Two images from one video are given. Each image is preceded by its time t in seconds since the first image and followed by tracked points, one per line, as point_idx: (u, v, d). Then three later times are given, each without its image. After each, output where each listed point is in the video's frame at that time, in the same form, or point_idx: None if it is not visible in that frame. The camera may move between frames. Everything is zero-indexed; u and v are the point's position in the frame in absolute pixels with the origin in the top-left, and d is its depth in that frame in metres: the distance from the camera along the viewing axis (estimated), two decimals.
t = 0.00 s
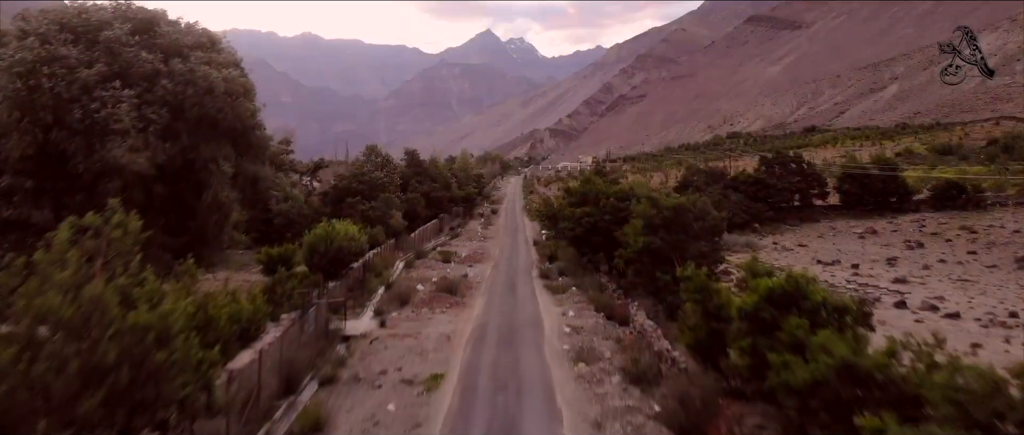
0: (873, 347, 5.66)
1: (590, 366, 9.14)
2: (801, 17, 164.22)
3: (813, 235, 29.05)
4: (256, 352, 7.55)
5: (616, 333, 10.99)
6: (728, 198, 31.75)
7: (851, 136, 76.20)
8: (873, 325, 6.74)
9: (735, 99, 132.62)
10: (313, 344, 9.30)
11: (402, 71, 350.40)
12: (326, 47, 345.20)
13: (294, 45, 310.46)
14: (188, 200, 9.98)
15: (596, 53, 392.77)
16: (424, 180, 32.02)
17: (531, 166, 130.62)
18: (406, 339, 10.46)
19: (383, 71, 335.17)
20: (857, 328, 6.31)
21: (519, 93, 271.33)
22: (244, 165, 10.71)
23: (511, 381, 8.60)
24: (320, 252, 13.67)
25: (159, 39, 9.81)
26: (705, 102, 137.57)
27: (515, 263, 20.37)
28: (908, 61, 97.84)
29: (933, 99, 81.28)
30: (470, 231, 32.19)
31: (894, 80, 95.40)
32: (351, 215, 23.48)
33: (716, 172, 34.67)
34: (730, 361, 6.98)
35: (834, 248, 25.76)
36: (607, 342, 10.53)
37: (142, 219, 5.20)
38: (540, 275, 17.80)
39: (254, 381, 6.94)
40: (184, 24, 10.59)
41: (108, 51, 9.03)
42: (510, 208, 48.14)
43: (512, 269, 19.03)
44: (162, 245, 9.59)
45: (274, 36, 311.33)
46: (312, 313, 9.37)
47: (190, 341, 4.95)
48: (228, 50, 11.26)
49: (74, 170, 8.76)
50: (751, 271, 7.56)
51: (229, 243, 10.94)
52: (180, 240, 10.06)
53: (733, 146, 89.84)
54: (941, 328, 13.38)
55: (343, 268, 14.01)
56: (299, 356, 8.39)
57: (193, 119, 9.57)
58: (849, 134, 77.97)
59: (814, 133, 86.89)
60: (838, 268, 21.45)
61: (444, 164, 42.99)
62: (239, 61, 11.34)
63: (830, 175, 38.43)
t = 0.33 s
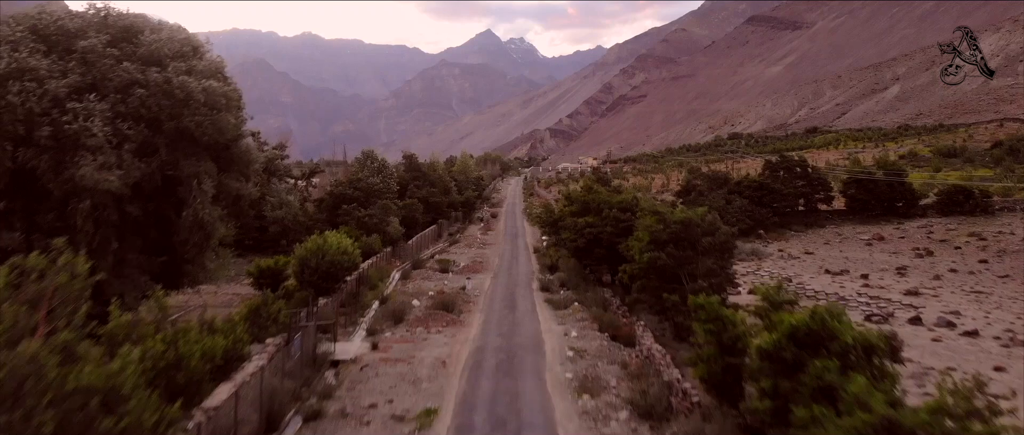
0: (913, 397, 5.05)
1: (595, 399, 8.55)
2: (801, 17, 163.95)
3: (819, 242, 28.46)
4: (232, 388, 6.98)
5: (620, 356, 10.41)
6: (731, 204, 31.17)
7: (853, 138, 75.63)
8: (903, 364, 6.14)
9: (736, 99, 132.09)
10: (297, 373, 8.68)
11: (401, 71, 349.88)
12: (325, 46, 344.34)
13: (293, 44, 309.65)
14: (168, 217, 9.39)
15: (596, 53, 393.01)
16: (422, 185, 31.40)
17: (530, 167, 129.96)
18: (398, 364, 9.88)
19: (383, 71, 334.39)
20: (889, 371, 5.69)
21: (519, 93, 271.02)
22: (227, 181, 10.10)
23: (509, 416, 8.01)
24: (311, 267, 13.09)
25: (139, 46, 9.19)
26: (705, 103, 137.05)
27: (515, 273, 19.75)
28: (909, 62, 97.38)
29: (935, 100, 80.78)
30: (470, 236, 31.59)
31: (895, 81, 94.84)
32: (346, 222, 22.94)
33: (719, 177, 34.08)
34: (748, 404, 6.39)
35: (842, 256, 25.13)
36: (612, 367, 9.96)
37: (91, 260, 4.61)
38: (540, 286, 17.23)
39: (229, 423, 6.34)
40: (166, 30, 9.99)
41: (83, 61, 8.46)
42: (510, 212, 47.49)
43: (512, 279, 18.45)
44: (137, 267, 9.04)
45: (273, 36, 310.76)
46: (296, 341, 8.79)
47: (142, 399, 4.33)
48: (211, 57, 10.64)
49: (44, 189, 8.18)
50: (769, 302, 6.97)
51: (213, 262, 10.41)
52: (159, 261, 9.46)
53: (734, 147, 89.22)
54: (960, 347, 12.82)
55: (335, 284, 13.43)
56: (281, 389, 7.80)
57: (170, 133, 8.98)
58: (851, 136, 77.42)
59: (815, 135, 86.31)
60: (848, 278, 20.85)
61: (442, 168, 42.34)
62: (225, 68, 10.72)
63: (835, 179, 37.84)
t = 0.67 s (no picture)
0: None
1: None
2: (801, 16, 163.67)
3: (826, 249, 27.83)
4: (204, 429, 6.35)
5: (627, 383, 9.82)
6: (736, 209, 30.52)
7: (856, 139, 75.01)
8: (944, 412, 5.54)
9: (736, 99, 131.67)
10: (280, 407, 8.10)
11: (401, 71, 349.26)
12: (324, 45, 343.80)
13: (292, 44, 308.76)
14: (142, 235, 8.73)
15: (596, 52, 393.35)
16: (420, 190, 30.73)
17: (530, 168, 129.31)
18: (390, 394, 9.25)
19: (383, 70, 333.72)
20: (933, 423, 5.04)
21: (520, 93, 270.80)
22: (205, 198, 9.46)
23: None
24: (300, 282, 12.46)
25: (110, 53, 8.43)
26: (706, 103, 136.62)
27: (514, 283, 19.11)
28: (911, 62, 97.05)
29: (937, 101, 80.16)
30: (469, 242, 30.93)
31: (897, 82, 94.17)
32: (341, 229, 22.31)
33: (723, 181, 33.45)
34: None
35: (851, 265, 24.46)
36: (618, 395, 9.32)
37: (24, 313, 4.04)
38: (539, 298, 16.60)
39: None
40: (141, 35, 9.29)
41: (48, 71, 7.74)
42: (510, 215, 46.78)
43: (512, 291, 17.81)
44: (107, 293, 8.41)
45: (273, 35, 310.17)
46: (279, 372, 8.20)
47: None
48: (188, 66, 9.95)
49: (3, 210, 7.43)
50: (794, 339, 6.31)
51: (191, 283, 9.77)
52: (132, 284, 8.83)
53: (736, 148, 88.60)
54: (982, 369, 12.22)
55: (326, 300, 12.79)
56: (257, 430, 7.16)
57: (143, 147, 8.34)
58: (853, 137, 76.95)
59: (817, 136, 85.64)
60: (859, 289, 20.19)
61: (441, 171, 41.61)
62: (204, 77, 10.09)
63: (841, 183, 37.19)
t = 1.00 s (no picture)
0: None
1: None
2: (802, 16, 163.36)
3: (834, 257, 27.15)
4: None
5: (634, 415, 9.18)
6: (741, 215, 29.83)
7: (858, 141, 74.37)
8: None
9: (738, 99, 131.08)
10: None
11: (402, 71, 348.79)
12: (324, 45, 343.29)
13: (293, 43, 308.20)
14: (111, 257, 8.05)
15: (596, 53, 393.41)
16: (418, 195, 30.05)
17: (530, 168, 128.56)
18: (379, 428, 8.60)
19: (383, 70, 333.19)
20: None
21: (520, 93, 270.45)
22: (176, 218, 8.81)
23: None
24: (286, 302, 11.83)
25: (69, 62, 7.71)
26: (707, 104, 136.04)
27: (514, 295, 18.39)
28: (913, 63, 96.53)
29: (940, 102, 79.52)
30: (468, 248, 30.21)
31: (900, 83, 93.51)
32: (336, 238, 21.67)
33: (728, 185, 32.70)
34: None
35: (860, 274, 23.80)
36: (626, 430, 8.66)
37: None
38: (540, 313, 15.91)
39: None
40: (106, 42, 8.57)
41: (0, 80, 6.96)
42: (510, 219, 46.11)
43: (510, 304, 17.12)
44: (68, 322, 7.73)
45: (272, 34, 309.94)
46: (257, 408, 7.57)
47: None
48: (158, 75, 9.26)
49: None
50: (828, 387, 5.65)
51: (163, 307, 9.09)
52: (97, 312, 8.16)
53: (737, 149, 87.88)
54: (1008, 394, 11.59)
55: (314, 319, 12.14)
56: None
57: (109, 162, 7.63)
58: (856, 138, 76.31)
59: (820, 137, 84.99)
60: (871, 301, 19.52)
61: (440, 175, 40.89)
62: (175, 87, 9.43)
63: (848, 187, 36.47)
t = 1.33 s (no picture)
0: None
1: None
2: (803, 15, 162.83)
3: (842, 265, 26.47)
4: None
5: None
6: (747, 220, 29.14)
7: (861, 142, 73.66)
8: None
9: (738, 100, 130.45)
10: None
11: (402, 71, 348.32)
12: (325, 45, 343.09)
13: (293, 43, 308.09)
14: (69, 283, 7.36)
15: (596, 53, 394.53)
16: (416, 200, 29.32)
17: (530, 168, 127.90)
18: None
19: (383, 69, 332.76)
20: None
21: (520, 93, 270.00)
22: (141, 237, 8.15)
23: None
24: (271, 323, 11.14)
25: (17, 68, 6.95)
26: (707, 104, 135.54)
27: (513, 308, 17.67)
28: (915, 63, 95.93)
29: (943, 103, 78.90)
30: (467, 255, 29.49)
31: (902, 83, 92.82)
32: (329, 247, 20.97)
33: (733, 190, 32.03)
34: None
35: (869, 284, 23.08)
36: None
37: None
38: (539, 329, 15.21)
39: None
40: (63, 47, 7.88)
41: None
42: (509, 223, 45.37)
43: (510, 317, 16.44)
44: (22, 356, 7.02)
45: (272, 33, 309.76)
46: None
47: None
48: (119, 83, 8.53)
49: None
50: None
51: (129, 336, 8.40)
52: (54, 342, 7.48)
53: (739, 150, 87.30)
54: None
55: (301, 341, 11.45)
56: None
57: (61, 181, 6.87)
58: (858, 139, 75.71)
59: (822, 138, 84.34)
60: (883, 314, 18.84)
61: (439, 178, 40.16)
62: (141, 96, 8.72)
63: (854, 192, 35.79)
